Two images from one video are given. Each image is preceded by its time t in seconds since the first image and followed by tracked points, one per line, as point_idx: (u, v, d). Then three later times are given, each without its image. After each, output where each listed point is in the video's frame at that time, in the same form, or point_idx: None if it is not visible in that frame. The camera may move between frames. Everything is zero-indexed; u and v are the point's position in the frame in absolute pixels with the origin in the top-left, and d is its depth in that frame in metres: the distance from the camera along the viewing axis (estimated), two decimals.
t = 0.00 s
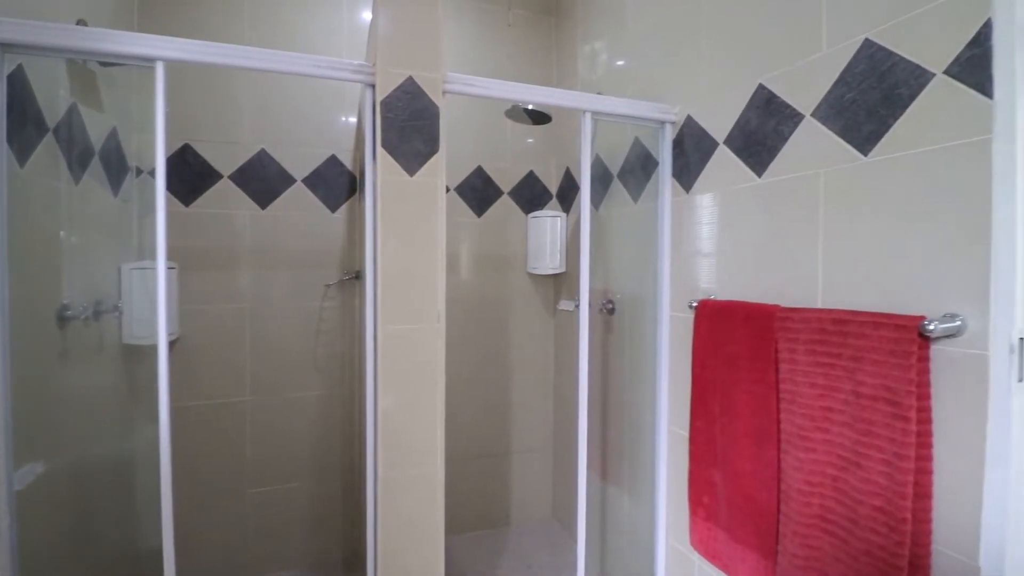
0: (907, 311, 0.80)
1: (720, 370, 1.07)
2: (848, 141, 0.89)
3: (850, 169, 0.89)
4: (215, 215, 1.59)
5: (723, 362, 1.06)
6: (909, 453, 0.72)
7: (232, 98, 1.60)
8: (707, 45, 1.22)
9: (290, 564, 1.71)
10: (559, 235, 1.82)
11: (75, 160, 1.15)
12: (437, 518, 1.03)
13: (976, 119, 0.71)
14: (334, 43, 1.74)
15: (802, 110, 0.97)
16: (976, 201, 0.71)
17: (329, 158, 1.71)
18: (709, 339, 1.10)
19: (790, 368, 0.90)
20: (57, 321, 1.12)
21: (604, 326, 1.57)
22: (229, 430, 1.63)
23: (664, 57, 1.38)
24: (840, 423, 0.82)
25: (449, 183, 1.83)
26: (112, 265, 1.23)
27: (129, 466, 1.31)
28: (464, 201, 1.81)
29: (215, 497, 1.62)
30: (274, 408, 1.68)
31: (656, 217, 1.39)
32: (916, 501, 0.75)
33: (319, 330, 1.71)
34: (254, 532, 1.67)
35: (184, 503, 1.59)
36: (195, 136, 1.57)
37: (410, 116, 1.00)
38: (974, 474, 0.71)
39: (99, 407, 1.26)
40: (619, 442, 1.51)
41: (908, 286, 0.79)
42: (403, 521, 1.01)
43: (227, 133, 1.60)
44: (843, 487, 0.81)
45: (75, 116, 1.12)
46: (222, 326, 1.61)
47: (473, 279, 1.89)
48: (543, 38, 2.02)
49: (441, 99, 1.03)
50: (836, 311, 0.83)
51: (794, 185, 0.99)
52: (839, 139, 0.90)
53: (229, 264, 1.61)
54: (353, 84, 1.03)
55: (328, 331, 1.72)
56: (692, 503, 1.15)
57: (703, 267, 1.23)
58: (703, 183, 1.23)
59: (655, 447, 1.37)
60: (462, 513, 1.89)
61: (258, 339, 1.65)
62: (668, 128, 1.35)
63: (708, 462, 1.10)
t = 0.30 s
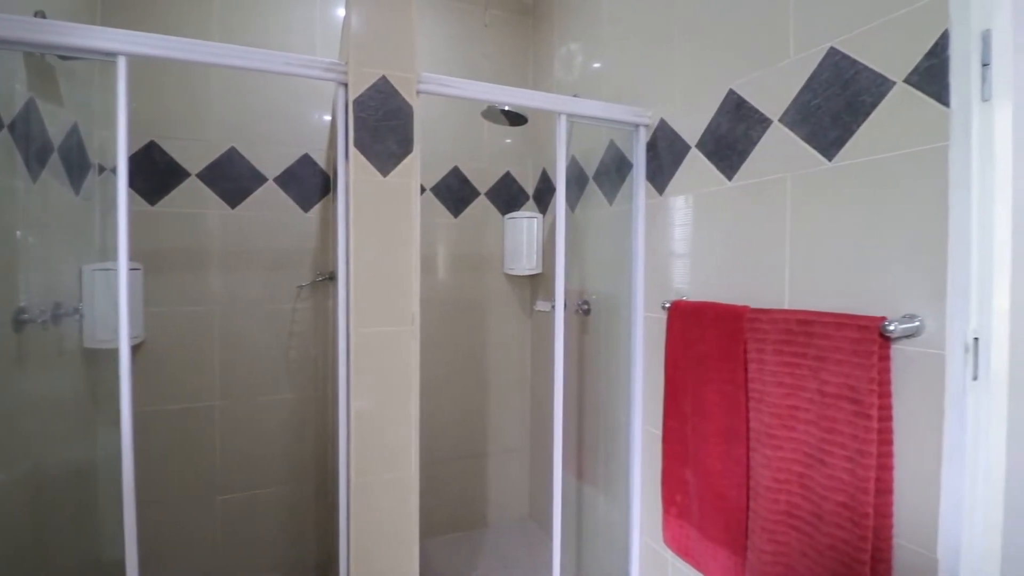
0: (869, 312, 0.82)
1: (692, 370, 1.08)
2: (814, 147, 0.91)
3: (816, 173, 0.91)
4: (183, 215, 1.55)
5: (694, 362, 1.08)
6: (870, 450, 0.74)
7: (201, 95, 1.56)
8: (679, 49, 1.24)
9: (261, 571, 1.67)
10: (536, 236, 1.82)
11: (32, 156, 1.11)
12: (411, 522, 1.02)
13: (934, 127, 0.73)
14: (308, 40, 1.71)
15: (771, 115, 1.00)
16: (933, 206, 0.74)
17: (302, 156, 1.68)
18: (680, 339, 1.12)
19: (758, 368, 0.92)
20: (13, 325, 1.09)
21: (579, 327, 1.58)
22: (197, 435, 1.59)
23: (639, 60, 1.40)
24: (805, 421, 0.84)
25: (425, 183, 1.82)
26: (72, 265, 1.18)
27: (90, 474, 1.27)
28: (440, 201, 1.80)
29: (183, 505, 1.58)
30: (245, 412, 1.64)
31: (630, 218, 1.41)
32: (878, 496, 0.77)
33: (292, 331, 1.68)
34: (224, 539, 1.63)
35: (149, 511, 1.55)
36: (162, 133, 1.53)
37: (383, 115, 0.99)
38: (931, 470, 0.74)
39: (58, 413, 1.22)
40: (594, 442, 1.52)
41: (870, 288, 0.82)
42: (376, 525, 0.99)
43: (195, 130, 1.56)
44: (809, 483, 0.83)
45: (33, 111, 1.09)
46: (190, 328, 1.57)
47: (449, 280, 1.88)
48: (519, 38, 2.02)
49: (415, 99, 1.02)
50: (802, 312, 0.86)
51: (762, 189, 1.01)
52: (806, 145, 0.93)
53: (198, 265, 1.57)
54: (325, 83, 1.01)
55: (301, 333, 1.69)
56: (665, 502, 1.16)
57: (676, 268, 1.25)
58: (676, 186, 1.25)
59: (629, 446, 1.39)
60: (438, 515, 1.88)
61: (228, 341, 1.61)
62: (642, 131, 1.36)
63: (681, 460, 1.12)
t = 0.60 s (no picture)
0: (833, 312, 0.84)
1: (664, 370, 1.10)
2: (780, 151, 0.93)
3: (782, 177, 0.93)
4: (148, 214, 1.50)
5: (666, 362, 1.09)
6: (834, 447, 0.76)
7: (166, 90, 1.51)
8: (652, 53, 1.26)
9: None
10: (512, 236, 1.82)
11: None
12: (384, 526, 1.01)
13: (894, 133, 0.76)
14: (279, 36, 1.68)
15: (740, 120, 1.02)
16: (893, 210, 0.76)
17: (273, 155, 1.64)
18: (653, 339, 1.13)
19: (727, 367, 0.94)
20: None
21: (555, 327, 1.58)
22: (164, 440, 1.54)
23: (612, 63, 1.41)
24: (772, 419, 0.86)
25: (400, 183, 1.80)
26: (29, 266, 1.14)
27: (50, 482, 1.22)
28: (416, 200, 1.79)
29: (148, 513, 1.53)
30: (214, 416, 1.60)
31: (605, 219, 1.42)
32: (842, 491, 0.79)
33: (263, 333, 1.65)
34: (193, 547, 1.59)
35: (113, 519, 1.49)
36: (125, 129, 1.48)
37: (355, 114, 0.97)
38: (891, 465, 0.76)
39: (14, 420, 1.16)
40: (570, 442, 1.53)
41: (834, 288, 0.84)
42: (348, 529, 0.98)
43: (160, 127, 1.52)
44: (776, 480, 0.85)
45: None
46: (156, 330, 1.52)
47: (426, 280, 1.87)
48: (495, 38, 2.02)
49: (389, 98, 1.01)
50: (769, 312, 0.87)
51: (732, 191, 1.03)
52: (772, 149, 0.95)
53: (164, 265, 1.52)
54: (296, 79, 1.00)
55: (272, 335, 1.66)
56: (638, 499, 1.18)
57: (649, 269, 1.27)
58: (649, 188, 1.27)
59: (604, 445, 1.40)
60: (414, 517, 1.86)
61: (196, 343, 1.57)
62: (616, 133, 1.38)
63: (654, 459, 1.13)
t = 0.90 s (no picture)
0: (800, 314, 0.87)
1: (638, 371, 1.11)
2: (750, 157, 0.95)
3: (752, 182, 0.95)
4: (112, 213, 1.45)
5: (640, 362, 1.11)
6: (800, 446, 0.78)
7: (131, 86, 1.46)
8: (627, 57, 1.27)
9: None
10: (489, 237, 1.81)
11: None
12: (358, 531, 1.00)
13: (857, 140, 0.78)
14: (251, 33, 1.65)
15: (712, 125, 1.03)
16: (857, 215, 0.78)
17: (244, 153, 1.61)
18: (627, 340, 1.14)
19: (699, 368, 0.96)
20: None
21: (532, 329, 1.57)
22: (129, 446, 1.50)
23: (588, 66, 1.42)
24: (742, 418, 0.87)
25: (375, 183, 1.79)
26: None
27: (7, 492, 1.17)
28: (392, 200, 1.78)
29: (111, 523, 1.48)
30: (183, 421, 1.56)
31: (581, 221, 1.43)
32: (808, 489, 0.81)
33: (234, 336, 1.61)
34: (159, 556, 1.54)
35: (74, 529, 1.44)
36: (88, 125, 1.43)
37: (328, 114, 0.96)
38: (855, 461, 0.78)
39: None
40: (546, 443, 1.54)
41: (801, 291, 0.87)
42: (320, 535, 0.97)
43: (126, 124, 1.47)
44: (746, 479, 0.87)
45: None
46: (120, 333, 1.48)
47: (402, 281, 1.86)
48: (472, 39, 2.01)
49: (362, 98, 1.00)
50: (739, 314, 0.89)
51: (704, 195, 1.05)
52: (742, 155, 0.97)
53: (130, 266, 1.47)
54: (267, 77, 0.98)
55: (244, 337, 1.63)
56: (613, 499, 1.19)
57: (624, 271, 1.28)
58: (624, 190, 1.28)
59: (580, 445, 1.41)
60: (391, 522, 1.85)
61: (163, 346, 1.53)
62: (592, 136, 1.39)
63: (628, 459, 1.14)
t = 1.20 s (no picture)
0: (768, 316, 0.89)
1: (613, 372, 1.12)
2: (721, 162, 0.97)
3: (722, 186, 0.97)
4: (73, 212, 1.40)
5: (615, 364, 1.12)
6: (769, 444, 0.80)
7: (94, 81, 1.41)
8: (603, 61, 1.28)
9: None
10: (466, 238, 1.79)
11: None
12: (331, 537, 0.98)
13: (822, 147, 0.80)
14: (221, 29, 1.61)
15: (684, 130, 1.05)
16: (823, 219, 0.80)
17: (214, 152, 1.57)
18: (603, 341, 1.15)
19: (671, 369, 0.97)
20: None
21: (509, 331, 1.56)
22: (91, 453, 1.45)
23: (563, 69, 1.43)
24: (713, 418, 0.89)
25: (350, 184, 1.76)
26: None
27: None
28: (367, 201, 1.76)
29: (74, 534, 1.43)
30: (148, 426, 1.52)
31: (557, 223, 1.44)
32: (777, 486, 0.83)
33: (203, 339, 1.57)
34: (122, 566, 1.49)
35: (32, 539, 1.39)
36: (47, 122, 1.38)
37: (299, 114, 0.95)
38: (821, 459, 0.81)
39: None
40: (522, 444, 1.54)
41: (769, 293, 0.88)
42: (291, 542, 0.95)
43: (88, 121, 1.42)
44: (717, 478, 0.88)
45: None
46: (82, 336, 1.42)
47: (378, 283, 1.84)
48: (449, 40, 2.00)
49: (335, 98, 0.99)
50: (710, 316, 0.91)
51: (676, 199, 1.07)
52: (713, 160, 0.99)
53: (92, 267, 1.42)
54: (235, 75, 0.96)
55: (213, 340, 1.58)
56: (588, 499, 1.20)
57: (599, 273, 1.29)
58: (600, 193, 1.29)
59: (556, 447, 1.42)
60: (367, 526, 1.82)
61: (129, 350, 1.48)
62: (568, 139, 1.40)
63: (604, 459, 1.15)
